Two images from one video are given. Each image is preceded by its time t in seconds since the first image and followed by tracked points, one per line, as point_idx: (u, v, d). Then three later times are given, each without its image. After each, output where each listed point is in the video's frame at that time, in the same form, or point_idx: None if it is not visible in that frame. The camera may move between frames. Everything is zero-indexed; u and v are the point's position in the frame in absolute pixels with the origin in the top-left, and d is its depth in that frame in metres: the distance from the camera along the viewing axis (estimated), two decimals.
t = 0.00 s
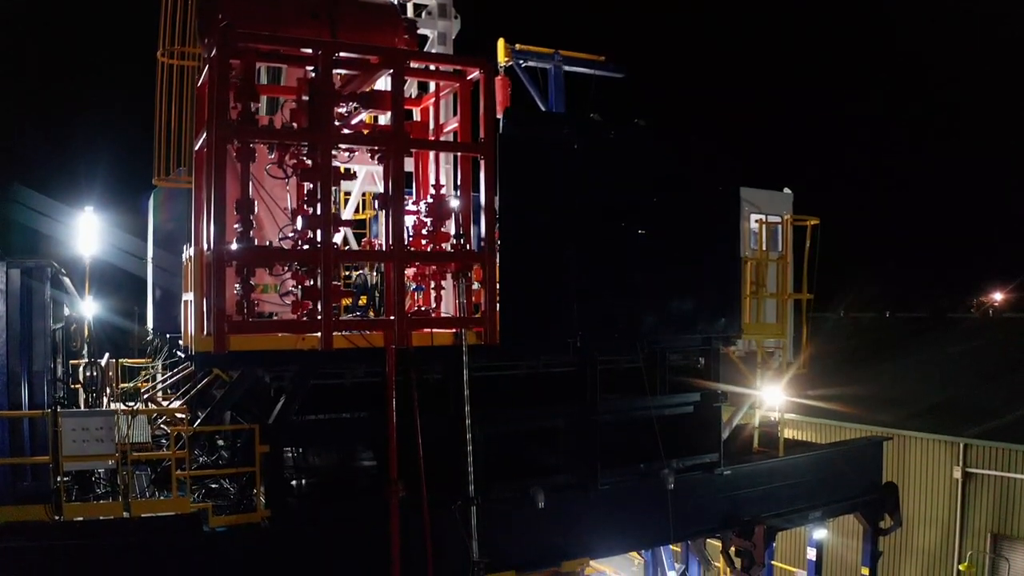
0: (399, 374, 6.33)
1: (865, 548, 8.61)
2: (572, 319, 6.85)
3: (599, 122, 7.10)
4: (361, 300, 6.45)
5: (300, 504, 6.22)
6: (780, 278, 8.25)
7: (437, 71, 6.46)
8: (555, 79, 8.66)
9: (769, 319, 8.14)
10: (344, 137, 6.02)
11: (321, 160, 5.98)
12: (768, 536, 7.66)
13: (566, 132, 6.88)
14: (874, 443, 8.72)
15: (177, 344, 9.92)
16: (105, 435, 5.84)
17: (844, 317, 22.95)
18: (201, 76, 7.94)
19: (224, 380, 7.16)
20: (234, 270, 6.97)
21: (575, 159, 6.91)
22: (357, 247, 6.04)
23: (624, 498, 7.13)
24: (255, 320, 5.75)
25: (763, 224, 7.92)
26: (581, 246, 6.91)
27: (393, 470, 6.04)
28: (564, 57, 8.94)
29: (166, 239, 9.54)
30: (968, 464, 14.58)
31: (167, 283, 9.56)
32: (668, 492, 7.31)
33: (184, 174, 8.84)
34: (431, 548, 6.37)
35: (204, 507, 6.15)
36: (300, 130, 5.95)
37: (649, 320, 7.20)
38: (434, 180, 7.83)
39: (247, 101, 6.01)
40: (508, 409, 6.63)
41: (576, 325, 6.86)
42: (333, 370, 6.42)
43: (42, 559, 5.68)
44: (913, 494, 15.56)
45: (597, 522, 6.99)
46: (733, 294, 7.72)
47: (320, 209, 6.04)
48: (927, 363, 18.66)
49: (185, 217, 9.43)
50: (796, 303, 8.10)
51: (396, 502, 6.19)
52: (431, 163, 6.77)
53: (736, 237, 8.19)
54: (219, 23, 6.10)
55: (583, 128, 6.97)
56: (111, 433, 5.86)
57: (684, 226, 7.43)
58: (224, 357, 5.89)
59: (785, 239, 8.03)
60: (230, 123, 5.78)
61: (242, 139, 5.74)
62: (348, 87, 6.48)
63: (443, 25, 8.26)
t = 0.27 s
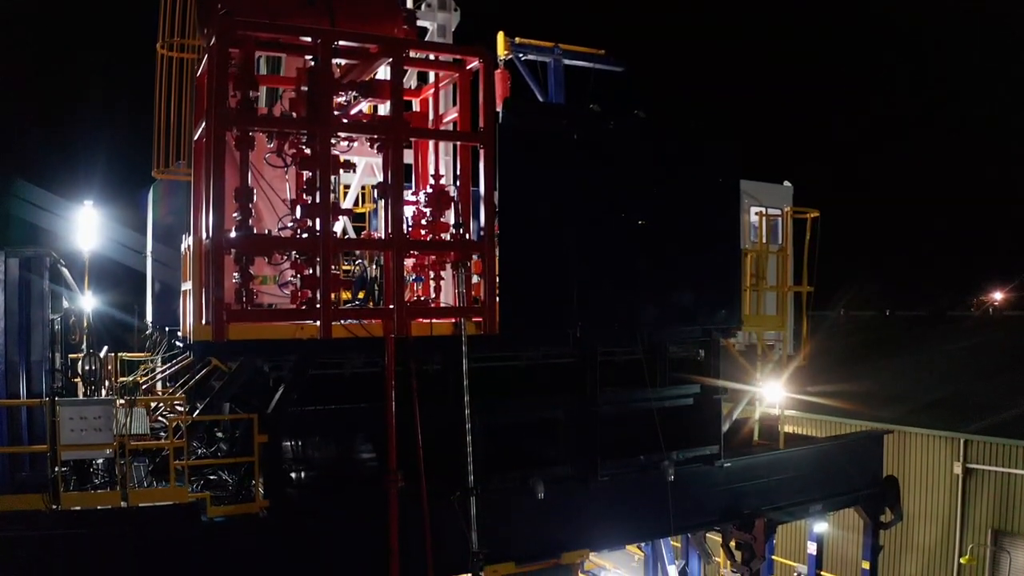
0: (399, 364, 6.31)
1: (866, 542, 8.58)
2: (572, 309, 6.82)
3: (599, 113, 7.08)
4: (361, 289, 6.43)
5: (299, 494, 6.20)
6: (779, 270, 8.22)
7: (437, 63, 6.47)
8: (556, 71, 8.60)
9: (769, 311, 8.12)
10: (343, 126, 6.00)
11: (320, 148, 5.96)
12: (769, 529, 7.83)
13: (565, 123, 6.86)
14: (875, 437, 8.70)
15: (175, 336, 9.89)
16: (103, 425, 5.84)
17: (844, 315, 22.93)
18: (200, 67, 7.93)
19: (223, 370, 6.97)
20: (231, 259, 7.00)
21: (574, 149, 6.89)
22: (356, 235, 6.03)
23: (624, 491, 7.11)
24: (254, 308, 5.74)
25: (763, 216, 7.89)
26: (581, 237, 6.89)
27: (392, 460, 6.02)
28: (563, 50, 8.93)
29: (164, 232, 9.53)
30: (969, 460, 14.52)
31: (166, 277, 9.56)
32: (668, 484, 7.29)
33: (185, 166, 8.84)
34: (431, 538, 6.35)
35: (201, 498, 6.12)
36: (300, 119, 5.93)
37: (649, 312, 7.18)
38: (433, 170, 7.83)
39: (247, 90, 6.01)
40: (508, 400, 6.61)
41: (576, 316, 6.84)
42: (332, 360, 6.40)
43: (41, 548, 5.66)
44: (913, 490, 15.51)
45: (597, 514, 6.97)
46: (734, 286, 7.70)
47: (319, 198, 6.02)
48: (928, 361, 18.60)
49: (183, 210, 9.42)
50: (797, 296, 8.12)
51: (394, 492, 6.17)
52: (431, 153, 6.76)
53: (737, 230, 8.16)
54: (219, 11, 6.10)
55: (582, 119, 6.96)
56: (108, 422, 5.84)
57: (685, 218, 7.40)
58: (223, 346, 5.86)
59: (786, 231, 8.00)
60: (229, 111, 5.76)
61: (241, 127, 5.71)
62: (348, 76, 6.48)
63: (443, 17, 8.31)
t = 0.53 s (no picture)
0: (399, 354, 6.30)
1: (867, 536, 8.56)
2: (572, 300, 6.81)
3: (599, 104, 7.06)
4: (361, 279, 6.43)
5: (299, 485, 6.18)
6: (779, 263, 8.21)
7: (438, 52, 6.47)
8: (556, 62, 8.57)
9: (769, 304, 8.09)
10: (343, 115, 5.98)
11: (320, 137, 5.95)
12: (769, 521, 7.79)
13: (565, 114, 6.84)
14: (876, 430, 8.68)
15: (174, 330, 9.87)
16: (102, 413, 5.84)
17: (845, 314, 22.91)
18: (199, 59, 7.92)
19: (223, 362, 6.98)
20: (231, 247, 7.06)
21: (574, 140, 6.87)
22: (356, 224, 6.02)
23: (624, 482, 7.09)
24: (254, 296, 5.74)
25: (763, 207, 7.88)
26: (581, 228, 6.87)
27: (392, 449, 6.01)
28: (563, 43, 8.91)
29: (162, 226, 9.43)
30: (970, 455, 14.49)
31: (165, 271, 9.49)
32: (668, 476, 7.27)
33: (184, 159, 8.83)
34: (431, 529, 6.34)
35: (200, 487, 6.11)
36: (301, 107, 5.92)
37: (650, 303, 7.16)
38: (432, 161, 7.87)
39: (247, 79, 6.00)
40: (508, 391, 6.59)
41: (577, 307, 6.84)
42: (331, 349, 6.39)
43: (39, 538, 5.64)
44: (914, 487, 15.48)
45: (598, 505, 6.95)
46: (734, 277, 7.69)
47: (320, 187, 6.01)
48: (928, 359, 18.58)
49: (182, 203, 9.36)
50: (797, 288, 8.05)
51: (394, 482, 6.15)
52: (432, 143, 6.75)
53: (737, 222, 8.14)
54: None
55: (582, 110, 6.94)
56: (106, 411, 5.84)
57: (685, 210, 7.38)
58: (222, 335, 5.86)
59: (786, 223, 7.99)
60: (229, 99, 5.75)
61: (242, 116, 5.70)
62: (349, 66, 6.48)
63: (443, 10, 8.32)
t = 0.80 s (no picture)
0: (399, 343, 6.29)
1: (867, 529, 8.55)
2: (572, 291, 6.81)
3: (598, 95, 7.05)
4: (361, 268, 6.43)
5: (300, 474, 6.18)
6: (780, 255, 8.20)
7: (438, 42, 6.47)
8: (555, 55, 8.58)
9: (769, 296, 8.07)
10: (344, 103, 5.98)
11: (321, 125, 5.95)
12: (770, 513, 7.80)
13: (565, 104, 6.83)
14: (876, 423, 8.66)
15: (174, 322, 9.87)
16: (102, 401, 5.85)
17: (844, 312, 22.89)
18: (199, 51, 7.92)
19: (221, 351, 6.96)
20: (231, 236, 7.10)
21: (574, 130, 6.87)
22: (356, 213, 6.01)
23: (624, 473, 7.09)
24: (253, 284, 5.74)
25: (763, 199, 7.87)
26: (581, 218, 6.87)
27: (392, 438, 6.01)
28: (563, 36, 8.89)
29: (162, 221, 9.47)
30: (970, 451, 14.48)
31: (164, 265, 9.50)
32: (668, 467, 7.26)
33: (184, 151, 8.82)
34: (431, 519, 6.35)
35: (199, 476, 6.10)
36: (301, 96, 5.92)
37: (650, 294, 7.15)
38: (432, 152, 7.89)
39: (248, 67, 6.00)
40: (507, 381, 6.59)
41: (577, 298, 6.83)
42: (331, 338, 6.40)
43: (38, 527, 5.64)
44: (914, 483, 15.45)
45: (598, 495, 6.95)
46: (734, 269, 7.68)
47: (320, 175, 6.01)
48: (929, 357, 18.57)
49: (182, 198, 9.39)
50: (797, 280, 8.02)
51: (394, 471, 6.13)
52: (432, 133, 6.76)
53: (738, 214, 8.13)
54: None
55: (581, 101, 6.93)
56: (105, 398, 5.85)
57: (685, 200, 7.35)
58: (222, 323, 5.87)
59: (786, 215, 7.98)
60: (230, 87, 5.75)
61: (242, 104, 5.70)
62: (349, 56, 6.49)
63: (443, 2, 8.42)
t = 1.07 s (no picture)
0: (399, 332, 6.28)
1: (868, 522, 8.53)
2: (572, 280, 6.80)
3: (599, 84, 7.03)
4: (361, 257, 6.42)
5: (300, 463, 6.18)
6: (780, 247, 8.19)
7: (439, 31, 6.47)
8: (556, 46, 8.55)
9: (771, 287, 8.07)
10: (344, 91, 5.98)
11: (321, 113, 5.94)
12: (770, 505, 7.78)
13: (565, 93, 6.81)
14: (876, 415, 8.64)
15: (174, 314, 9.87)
16: (102, 389, 5.83)
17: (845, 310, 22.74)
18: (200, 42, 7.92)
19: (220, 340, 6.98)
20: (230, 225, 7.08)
21: (575, 119, 6.85)
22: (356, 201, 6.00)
23: (625, 464, 7.08)
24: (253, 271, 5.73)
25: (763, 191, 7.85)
26: (582, 208, 6.85)
27: (392, 426, 5.95)
28: (564, 29, 8.86)
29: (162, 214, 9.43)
30: (970, 446, 14.46)
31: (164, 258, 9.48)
32: (669, 458, 7.25)
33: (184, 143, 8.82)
34: (431, 508, 6.33)
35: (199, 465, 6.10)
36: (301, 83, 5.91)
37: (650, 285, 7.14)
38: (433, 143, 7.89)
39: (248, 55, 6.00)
40: (508, 370, 6.58)
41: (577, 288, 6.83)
42: (331, 326, 6.39)
43: (38, 514, 5.63)
44: (914, 480, 15.42)
45: (598, 485, 6.94)
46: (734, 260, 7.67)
47: (320, 163, 6.00)
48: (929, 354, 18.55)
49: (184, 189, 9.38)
50: (798, 272, 8.06)
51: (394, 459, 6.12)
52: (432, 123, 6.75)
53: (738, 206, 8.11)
54: None
55: (582, 90, 6.90)
56: (104, 387, 5.83)
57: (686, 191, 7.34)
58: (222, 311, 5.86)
59: (786, 206, 7.97)
60: (230, 74, 5.74)
61: (242, 91, 5.69)
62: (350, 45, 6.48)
63: None
